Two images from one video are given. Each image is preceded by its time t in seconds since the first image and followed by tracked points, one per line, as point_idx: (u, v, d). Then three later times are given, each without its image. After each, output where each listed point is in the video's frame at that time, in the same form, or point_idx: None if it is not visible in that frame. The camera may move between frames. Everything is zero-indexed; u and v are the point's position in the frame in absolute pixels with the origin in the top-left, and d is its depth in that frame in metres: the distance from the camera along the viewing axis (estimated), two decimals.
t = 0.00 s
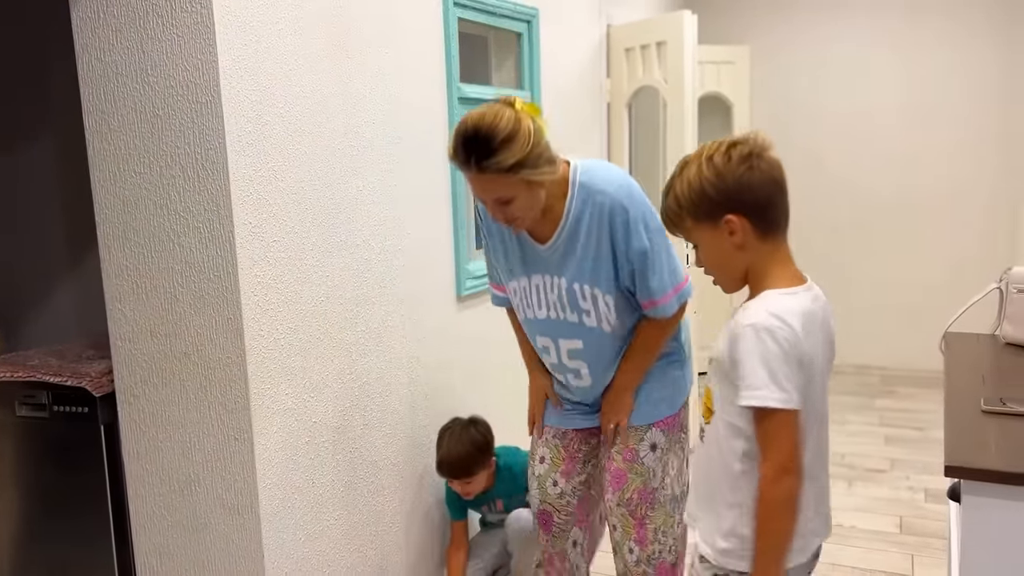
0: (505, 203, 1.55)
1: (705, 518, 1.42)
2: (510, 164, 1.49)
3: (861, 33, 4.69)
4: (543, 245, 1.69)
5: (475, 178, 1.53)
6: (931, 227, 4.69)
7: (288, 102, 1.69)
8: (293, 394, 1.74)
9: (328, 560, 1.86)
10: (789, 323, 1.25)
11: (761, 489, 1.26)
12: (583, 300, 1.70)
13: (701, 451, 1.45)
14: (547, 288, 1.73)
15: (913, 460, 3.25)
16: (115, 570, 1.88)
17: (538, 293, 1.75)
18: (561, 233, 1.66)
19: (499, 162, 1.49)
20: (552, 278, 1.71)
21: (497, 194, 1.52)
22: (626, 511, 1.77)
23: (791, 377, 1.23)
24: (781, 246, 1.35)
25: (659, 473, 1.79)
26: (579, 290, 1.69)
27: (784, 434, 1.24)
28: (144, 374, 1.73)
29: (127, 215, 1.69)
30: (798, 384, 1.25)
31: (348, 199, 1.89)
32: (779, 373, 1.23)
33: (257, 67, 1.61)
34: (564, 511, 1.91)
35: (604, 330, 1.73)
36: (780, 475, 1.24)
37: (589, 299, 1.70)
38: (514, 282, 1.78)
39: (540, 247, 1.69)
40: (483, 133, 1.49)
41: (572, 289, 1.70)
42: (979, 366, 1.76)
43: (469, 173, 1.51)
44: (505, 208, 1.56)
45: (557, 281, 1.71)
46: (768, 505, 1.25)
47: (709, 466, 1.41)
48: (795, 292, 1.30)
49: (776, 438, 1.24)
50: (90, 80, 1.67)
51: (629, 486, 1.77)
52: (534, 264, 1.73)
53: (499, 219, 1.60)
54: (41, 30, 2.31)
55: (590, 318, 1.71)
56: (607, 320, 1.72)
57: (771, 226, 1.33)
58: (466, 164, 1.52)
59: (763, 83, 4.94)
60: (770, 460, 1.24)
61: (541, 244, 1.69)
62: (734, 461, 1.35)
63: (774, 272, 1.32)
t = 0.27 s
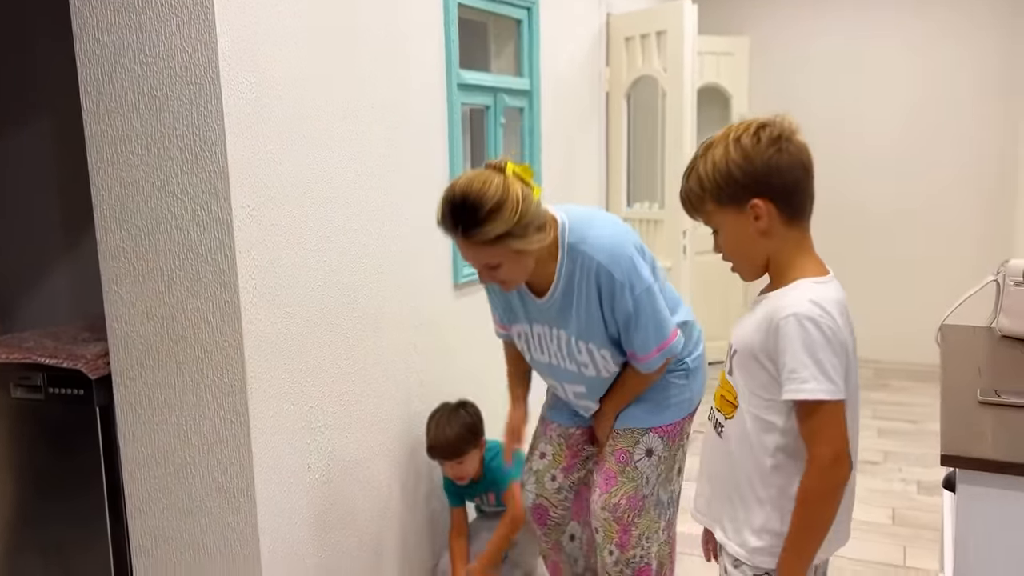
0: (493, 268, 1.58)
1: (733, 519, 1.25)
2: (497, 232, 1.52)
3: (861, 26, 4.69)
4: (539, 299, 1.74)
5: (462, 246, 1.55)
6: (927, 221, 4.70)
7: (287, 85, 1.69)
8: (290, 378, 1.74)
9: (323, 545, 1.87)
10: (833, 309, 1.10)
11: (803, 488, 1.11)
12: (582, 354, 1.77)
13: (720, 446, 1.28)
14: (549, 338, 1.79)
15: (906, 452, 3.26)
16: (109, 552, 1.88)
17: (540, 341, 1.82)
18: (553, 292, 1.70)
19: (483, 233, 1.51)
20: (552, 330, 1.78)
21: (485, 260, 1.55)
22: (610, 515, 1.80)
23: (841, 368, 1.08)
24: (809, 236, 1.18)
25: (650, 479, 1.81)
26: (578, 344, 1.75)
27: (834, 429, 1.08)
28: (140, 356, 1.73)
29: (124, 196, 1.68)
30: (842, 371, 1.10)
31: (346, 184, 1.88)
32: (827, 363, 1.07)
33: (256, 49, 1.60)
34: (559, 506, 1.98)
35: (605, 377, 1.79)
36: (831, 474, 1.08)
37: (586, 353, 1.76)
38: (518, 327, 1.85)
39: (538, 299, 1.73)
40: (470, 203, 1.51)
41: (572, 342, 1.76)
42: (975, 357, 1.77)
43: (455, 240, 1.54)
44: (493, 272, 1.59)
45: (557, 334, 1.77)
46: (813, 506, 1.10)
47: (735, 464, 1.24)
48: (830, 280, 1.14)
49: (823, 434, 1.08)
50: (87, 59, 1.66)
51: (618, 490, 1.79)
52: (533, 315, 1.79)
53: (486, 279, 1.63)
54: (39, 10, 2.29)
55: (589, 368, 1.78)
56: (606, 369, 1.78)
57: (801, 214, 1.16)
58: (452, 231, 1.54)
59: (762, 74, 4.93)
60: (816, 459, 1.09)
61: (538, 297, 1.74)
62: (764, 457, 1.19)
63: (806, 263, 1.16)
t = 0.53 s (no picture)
0: (484, 295, 1.51)
1: (731, 499, 1.12)
2: (490, 259, 1.45)
3: None
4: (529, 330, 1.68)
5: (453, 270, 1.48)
6: (929, 193, 4.61)
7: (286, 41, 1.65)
8: (289, 340, 1.73)
9: (320, 507, 1.87)
10: (842, 279, 0.99)
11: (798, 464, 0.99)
12: (571, 384, 1.72)
13: (716, 421, 1.15)
14: (536, 368, 1.74)
15: (901, 424, 3.27)
16: (105, 510, 1.89)
17: (528, 372, 1.76)
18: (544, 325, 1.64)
19: (479, 257, 1.44)
20: (539, 362, 1.72)
21: (475, 288, 1.49)
22: (587, 519, 1.67)
23: (846, 342, 0.97)
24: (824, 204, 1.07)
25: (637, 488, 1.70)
26: (569, 376, 1.70)
27: (837, 405, 0.97)
28: (136, 316, 1.71)
29: (121, 152, 1.65)
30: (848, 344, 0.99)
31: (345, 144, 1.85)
32: (832, 335, 0.96)
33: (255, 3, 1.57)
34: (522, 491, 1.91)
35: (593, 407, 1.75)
36: (829, 452, 0.97)
37: (575, 384, 1.72)
38: (504, 358, 1.79)
39: (527, 334, 1.67)
40: (463, 229, 1.44)
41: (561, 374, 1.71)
42: (978, 330, 1.76)
43: (449, 264, 1.46)
44: (484, 300, 1.52)
45: (545, 364, 1.71)
46: (812, 485, 0.98)
47: (734, 442, 1.10)
48: (843, 250, 1.03)
49: (820, 411, 0.97)
50: (84, 11, 1.63)
51: (603, 492, 1.68)
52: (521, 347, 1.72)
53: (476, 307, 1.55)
54: None
55: (578, 399, 1.74)
56: (595, 399, 1.74)
57: (816, 178, 1.05)
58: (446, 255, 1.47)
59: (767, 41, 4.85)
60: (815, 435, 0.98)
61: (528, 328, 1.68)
62: (767, 434, 1.06)
63: (819, 232, 1.05)
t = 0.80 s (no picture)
0: (511, 260, 1.55)
1: (734, 454, 1.07)
2: (523, 220, 1.54)
3: None
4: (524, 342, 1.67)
5: (485, 230, 1.54)
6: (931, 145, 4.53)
7: None
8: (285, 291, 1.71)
9: (316, 458, 1.86)
10: (848, 229, 0.92)
11: (788, 419, 0.94)
12: (560, 400, 1.70)
13: (721, 373, 1.10)
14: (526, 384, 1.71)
15: (895, 377, 3.27)
16: (101, 459, 1.88)
17: (517, 388, 1.74)
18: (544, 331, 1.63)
19: (514, 215, 1.53)
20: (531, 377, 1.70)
21: (504, 248, 1.53)
22: (573, 509, 1.66)
23: (847, 295, 0.90)
24: (836, 148, 1.04)
25: (627, 483, 1.67)
26: (558, 391, 1.68)
27: (834, 361, 0.90)
28: (128, 265, 1.68)
29: (109, 96, 1.61)
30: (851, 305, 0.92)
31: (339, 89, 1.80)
32: (832, 288, 0.90)
33: None
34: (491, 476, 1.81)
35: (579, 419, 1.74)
36: (822, 407, 0.91)
37: (564, 400, 1.70)
38: (493, 374, 1.77)
39: (522, 345, 1.67)
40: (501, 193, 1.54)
41: (551, 390, 1.69)
42: (981, 281, 1.74)
43: (480, 225, 1.54)
44: (509, 265, 1.55)
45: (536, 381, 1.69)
46: (801, 441, 0.92)
47: (737, 394, 1.05)
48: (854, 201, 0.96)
49: (815, 366, 0.91)
50: None
51: (593, 481, 1.66)
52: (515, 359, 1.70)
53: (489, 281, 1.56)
54: None
55: (569, 413, 1.73)
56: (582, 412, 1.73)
57: (829, 121, 1.01)
58: (479, 217, 1.55)
59: None
60: (807, 390, 0.91)
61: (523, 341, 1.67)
62: (769, 388, 1.00)
63: (830, 178, 1.03)
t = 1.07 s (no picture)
0: (545, 211, 1.61)
1: (747, 399, 1.09)
2: (559, 172, 1.62)
3: None
4: (543, 309, 1.70)
5: (523, 180, 1.60)
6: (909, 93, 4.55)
7: None
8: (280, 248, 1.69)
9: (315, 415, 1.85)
10: (875, 173, 0.92)
11: (811, 366, 0.95)
12: (574, 368, 1.71)
13: (733, 319, 1.11)
14: (539, 352, 1.72)
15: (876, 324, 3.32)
16: (96, 421, 1.86)
17: (530, 358, 1.73)
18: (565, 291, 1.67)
19: (552, 164, 1.61)
20: (545, 343, 1.71)
21: (540, 198, 1.60)
22: (591, 472, 1.64)
23: (875, 241, 0.91)
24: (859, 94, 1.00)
25: (637, 446, 1.69)
26: (572, 356, 1.69)
27: (858, 310, 0.91)
28: (118, 224, 1.65)
29: (91, 50, 1.56)
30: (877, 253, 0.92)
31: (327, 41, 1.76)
32: (858, 235, 0.90)
33: None
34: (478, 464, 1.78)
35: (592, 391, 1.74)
36: (845, 355, 0.92)
37: (579, 367, 1.71)
38: (503, 346, 1.76)
39: (540, 311, 1.70)
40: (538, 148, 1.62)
41: (565, 356, 1.70)
42: (973, 224, 1.76)
43: (520, 173, 1.60)
44: (542, 216, 1.61)
45: (551, 346, 1.71)
46: (824, 391, 0.93)
47: (753, 342, 1.07)
48: (877, 146, 0.96)
49: (840, 316, 0.92)
50: None
51: (603, 445, 1.66)
52: (529, 326, 1.72)
53: (525, 233, 1.60)
54: None
55: (579, 383, 1.72)
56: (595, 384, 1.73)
57: (852, 65, 0.97)
58: (517, 167, 1.61)
59: None
60: (832, 339, 0.92)
61: (542, 308, 1.70)
62: (789, 335, 1.01)
63: (851, 124, 0.98)
